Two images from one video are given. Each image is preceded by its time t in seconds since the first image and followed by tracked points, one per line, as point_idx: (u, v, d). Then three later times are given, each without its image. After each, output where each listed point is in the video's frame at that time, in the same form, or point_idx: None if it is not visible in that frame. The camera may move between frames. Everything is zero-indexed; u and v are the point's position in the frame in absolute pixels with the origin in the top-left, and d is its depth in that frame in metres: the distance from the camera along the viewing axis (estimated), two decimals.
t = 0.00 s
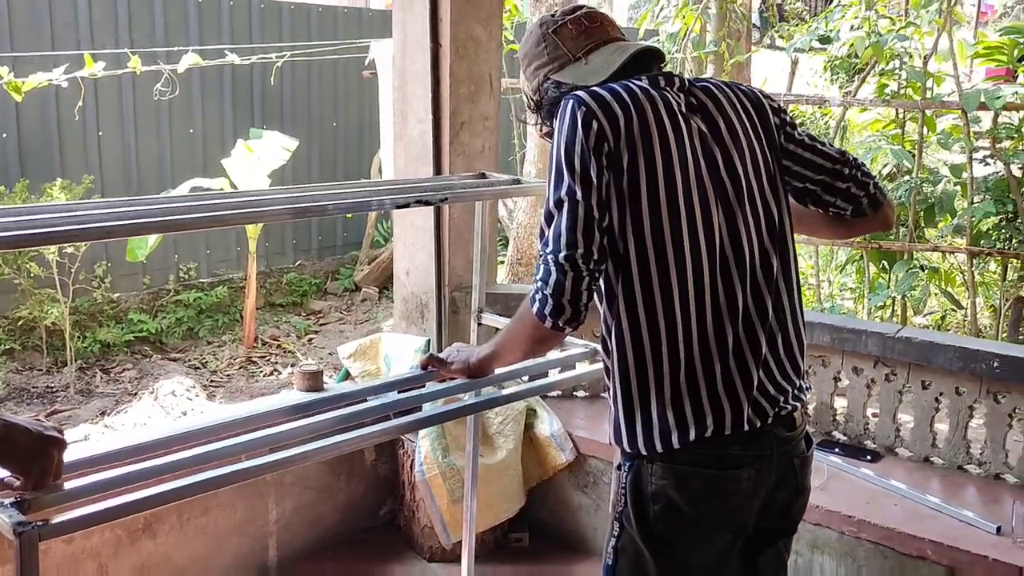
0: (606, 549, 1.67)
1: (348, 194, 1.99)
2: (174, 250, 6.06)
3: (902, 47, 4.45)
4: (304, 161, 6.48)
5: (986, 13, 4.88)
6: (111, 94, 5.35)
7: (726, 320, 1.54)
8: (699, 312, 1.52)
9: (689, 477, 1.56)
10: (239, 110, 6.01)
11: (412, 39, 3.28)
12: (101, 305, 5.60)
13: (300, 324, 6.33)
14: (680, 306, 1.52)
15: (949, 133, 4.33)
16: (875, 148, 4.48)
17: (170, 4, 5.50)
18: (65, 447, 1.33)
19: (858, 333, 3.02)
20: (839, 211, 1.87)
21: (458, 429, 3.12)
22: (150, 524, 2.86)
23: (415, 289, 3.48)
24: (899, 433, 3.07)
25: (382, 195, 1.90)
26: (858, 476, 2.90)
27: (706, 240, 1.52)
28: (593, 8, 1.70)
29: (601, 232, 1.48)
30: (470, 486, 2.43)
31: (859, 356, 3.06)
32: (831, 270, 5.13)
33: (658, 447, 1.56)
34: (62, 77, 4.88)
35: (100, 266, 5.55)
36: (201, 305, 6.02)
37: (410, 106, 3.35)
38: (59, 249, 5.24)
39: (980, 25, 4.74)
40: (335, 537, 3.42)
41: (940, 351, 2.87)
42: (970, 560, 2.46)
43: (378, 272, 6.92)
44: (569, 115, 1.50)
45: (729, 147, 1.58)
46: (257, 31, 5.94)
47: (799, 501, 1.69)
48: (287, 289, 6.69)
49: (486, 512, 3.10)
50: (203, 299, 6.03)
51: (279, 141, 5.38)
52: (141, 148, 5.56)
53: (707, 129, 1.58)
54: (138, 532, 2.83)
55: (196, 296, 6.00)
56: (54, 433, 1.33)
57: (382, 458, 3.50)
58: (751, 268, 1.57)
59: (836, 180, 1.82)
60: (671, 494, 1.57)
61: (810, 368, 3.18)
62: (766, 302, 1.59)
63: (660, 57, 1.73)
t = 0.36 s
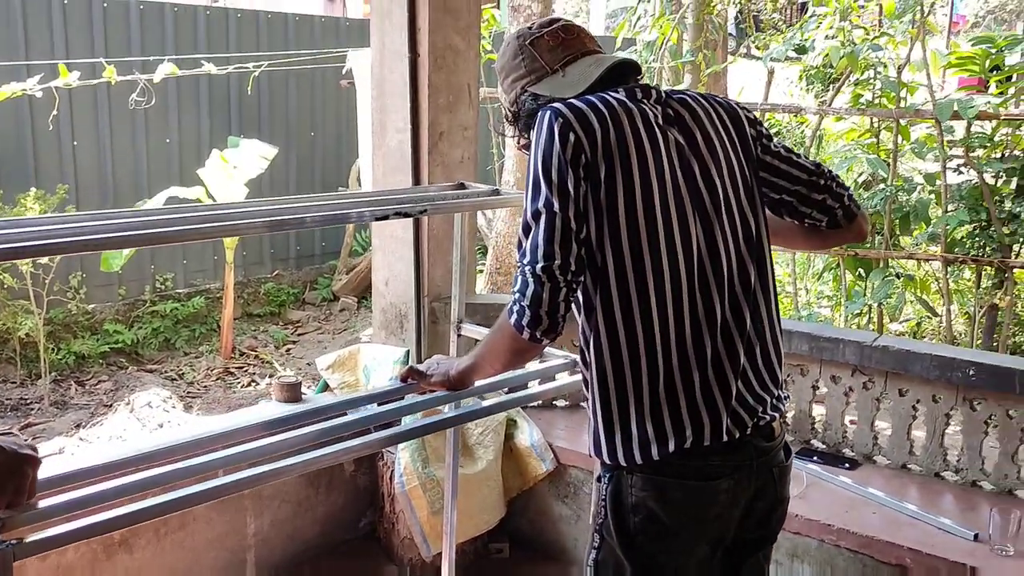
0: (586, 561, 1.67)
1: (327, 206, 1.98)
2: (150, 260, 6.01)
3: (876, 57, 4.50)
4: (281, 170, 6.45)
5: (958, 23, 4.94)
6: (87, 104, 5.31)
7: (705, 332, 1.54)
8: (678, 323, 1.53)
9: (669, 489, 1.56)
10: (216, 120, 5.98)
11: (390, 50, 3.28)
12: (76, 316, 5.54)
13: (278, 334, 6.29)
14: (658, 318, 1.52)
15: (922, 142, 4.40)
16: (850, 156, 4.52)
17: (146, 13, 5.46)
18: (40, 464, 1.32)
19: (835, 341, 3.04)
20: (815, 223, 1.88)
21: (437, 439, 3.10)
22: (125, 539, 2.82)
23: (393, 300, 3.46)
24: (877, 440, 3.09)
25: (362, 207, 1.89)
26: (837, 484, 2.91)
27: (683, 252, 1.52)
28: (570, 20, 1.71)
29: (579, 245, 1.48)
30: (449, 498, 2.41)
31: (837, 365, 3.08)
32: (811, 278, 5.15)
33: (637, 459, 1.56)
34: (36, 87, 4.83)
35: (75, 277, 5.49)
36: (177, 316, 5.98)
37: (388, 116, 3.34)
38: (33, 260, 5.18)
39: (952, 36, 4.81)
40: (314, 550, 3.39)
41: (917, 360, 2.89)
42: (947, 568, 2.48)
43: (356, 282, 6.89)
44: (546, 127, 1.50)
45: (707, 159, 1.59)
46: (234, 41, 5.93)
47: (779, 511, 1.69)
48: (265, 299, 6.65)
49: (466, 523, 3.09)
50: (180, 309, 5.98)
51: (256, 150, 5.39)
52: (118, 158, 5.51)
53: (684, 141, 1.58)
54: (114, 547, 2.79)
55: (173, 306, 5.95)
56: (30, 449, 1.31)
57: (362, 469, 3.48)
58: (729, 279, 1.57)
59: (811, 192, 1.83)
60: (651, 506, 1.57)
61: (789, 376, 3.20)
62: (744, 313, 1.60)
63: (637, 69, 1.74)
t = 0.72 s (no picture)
0: None
1: (304, 221, 1.95)
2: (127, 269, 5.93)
3: (856, 65, 4.50)
4: (261, 177, 6.39)
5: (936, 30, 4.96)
6: (63, 113, 5.25)
7: (686, 349, 1.52)
8: (659, 341, 1.50)
9: (651, 510, 1.54)
10: (194, 127, 5.92)
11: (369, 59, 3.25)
12: (52, 326, 5.46)
13: (257, 343, 6.23)
14: (638, 336, 1.50)
15: (901, 149, 4.41)
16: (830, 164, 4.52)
17: (122, 20, 5.40)
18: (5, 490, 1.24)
19: (817, 352, 3.05)
20: (796, 236, 1.86)
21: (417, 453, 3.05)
22: (100, 557, 2.77)
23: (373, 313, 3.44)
24: (859, 451, 3.08)
25: (341, 224, 1.87)
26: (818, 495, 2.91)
27: (663, 269, 1.50)
28: (549, 32, 1.69)
29: (558, 263, 1.46)
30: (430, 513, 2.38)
31: (819, 376, 3.07)
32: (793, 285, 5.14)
33: (618, 478, 1.54)
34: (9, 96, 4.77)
35: (50, 286, 5.41)
36: (155, 325, 5.91)
37: (367, 127, 3.31)
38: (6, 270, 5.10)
39: (931, 43, 4.82)
40: (292, 566, 3.35)
41: (898, 370, 2.91)
42: None
43: (336, 290, 6.84)
44: (523, 142, 1.48)
45: (687, 174, 1.57)
46: (212, 48, 5.88)
47: (761, 531, 1.68)
48: (244, 307, 6.59)
49: (446, 537, 3.05)
50: (158, 318, 5.91)
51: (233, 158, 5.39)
52: (94, 167, 5.45)
53: (664, 156, 1.56)
54: (88, 566, 2.74)
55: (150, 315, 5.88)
56: None
57: (341, 483, 3.45)
58: (711, 295, 1.55)
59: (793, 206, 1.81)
60: (631, 527, 1.55)
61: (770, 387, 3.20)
62: (725, 329, 1.58)
63: (617, 82, 1.71)
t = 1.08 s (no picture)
0: None
1: (277, 221, 1.89)
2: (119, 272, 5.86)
3: (854, 63, 4.43)
4: (254, 179, 6.34)
5: (936, 28, 4.89)
6: (52, 114, 5.19)
7: (667, 355, 1.46)
8: (639, 347, 1.44)
9: (632, 521, 1.48)
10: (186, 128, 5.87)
11: (355, 58, 3.19)
12: (43, 329, 5.39)
13: (251, 345, 6.18)
14: (617, 341, 1.44)
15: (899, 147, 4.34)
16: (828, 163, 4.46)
17: (113, 20, 5.35)
18: None
19: (810, 353, 2.99)
20: (782, 239, 1.80)
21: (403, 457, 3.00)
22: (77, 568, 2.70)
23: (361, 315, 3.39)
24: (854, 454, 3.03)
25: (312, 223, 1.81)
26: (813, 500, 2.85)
27: (643, 271, 1.44)
28: (526, 27, 1.63)
29: (533, 265, 1.40)
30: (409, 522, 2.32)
31: (813, 379, 3.02)
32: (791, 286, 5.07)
33: (596, 489, 1.47)
34: None
35: (41, 289, 5.33)
36: (147, 328, 5.85)
37: (353, 127, 3.26)
38: None
39: (931, 41, 4.75)
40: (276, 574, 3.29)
41: (894, 373, 2.84)
42: None
43: (331, 292, 6.78)
44: (498, 139, 1.42)
45: (669, 173, 1.51)
46: (204, 48, 5.84)
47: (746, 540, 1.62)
48: (238, 310, 6.53)
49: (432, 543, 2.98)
50: (150, 321, 5.84)
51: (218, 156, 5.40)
52: (84, 168, 5.39)
53: (645, 154, 1.51)
54: None
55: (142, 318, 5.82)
56: None
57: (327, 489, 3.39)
58: (693, 299, 1.49)
59: (779, 207, 1.75)
60: (611, 539, 1.49)
61: (763, 390, 3.15)
62: (709, 334, 1.52)
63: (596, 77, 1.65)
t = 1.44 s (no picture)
0: None
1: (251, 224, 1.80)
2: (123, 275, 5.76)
3: (866, 60, 4.31)
4: (260, 182, 6.28)
5: (954, 25, 4.76)
6: (54, 117, 5.15)
7: (650, 368, 1.37)
8: (620, 359, 1.35)
9: (613, 544, 1.40)
10: (190, 131, 5.82)
11: (349, 58, 3.12)
12: (47, 334, 5.34)
13: (256, 350, 6.12)
14: (595, 354, 1.34)
15: (915, 146, 4.21)
16: (841, 162, 4.34)
17: (117, 23, 5.31)
18: None
19: (817, 361, 2.89)
20: (776, 243, 1.70)
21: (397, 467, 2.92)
22: None
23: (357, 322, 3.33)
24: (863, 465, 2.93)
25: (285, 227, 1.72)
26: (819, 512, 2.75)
27: (624, 279, 1.35)
28: (503, 21, 1.54)
29: (505, 273, 1.31)
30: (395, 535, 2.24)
31: (820, 386, 2.93)
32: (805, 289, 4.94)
33: (575, 510, 1.39)
34: None
35: (45, 294, 5.25)
36: (152, 332, 5.80)
37: (348, 129, 3.19)
38: None
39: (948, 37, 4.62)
40: None
41: (905, 381, 2.73)
42: None
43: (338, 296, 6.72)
44: (469, 139, 1.33)
45: (653, 174, 1.42)
46: (208, 51, 5.80)
47: (738, 564, 1.53)
48: (244, 313, 6.48)
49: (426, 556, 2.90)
50: (155, 325, 5.80)
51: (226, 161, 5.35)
52: (87, 171, 5.35)
53: (627, 154, 1.41)
54: None
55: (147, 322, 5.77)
56: None
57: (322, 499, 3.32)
58: (678, 308, 1.40)
59: (773, 209, 1.65)
60: (590, 563, 1.41)
61: (769, 398, 3.06)
62: (695, 345, 1.42)
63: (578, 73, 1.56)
